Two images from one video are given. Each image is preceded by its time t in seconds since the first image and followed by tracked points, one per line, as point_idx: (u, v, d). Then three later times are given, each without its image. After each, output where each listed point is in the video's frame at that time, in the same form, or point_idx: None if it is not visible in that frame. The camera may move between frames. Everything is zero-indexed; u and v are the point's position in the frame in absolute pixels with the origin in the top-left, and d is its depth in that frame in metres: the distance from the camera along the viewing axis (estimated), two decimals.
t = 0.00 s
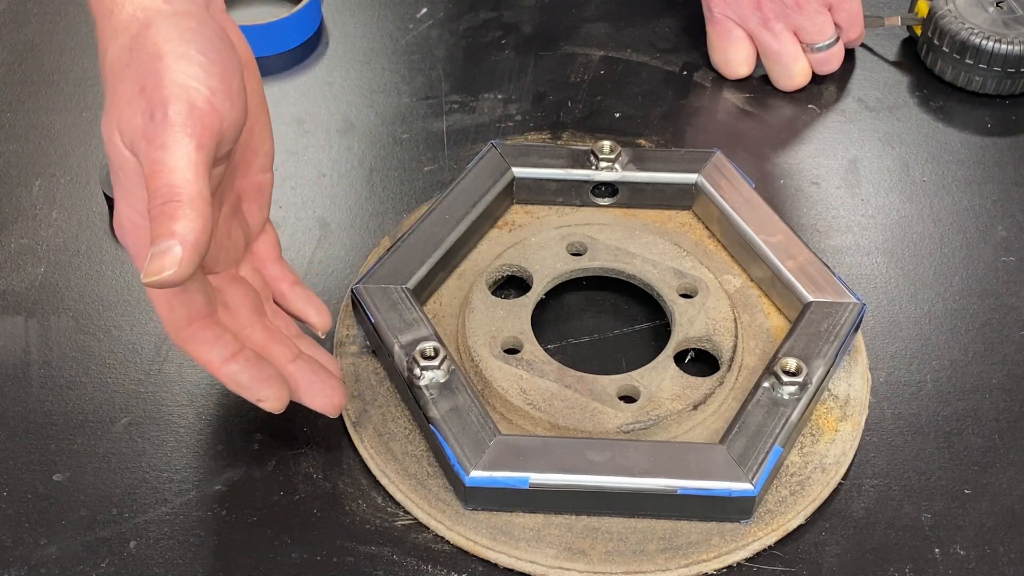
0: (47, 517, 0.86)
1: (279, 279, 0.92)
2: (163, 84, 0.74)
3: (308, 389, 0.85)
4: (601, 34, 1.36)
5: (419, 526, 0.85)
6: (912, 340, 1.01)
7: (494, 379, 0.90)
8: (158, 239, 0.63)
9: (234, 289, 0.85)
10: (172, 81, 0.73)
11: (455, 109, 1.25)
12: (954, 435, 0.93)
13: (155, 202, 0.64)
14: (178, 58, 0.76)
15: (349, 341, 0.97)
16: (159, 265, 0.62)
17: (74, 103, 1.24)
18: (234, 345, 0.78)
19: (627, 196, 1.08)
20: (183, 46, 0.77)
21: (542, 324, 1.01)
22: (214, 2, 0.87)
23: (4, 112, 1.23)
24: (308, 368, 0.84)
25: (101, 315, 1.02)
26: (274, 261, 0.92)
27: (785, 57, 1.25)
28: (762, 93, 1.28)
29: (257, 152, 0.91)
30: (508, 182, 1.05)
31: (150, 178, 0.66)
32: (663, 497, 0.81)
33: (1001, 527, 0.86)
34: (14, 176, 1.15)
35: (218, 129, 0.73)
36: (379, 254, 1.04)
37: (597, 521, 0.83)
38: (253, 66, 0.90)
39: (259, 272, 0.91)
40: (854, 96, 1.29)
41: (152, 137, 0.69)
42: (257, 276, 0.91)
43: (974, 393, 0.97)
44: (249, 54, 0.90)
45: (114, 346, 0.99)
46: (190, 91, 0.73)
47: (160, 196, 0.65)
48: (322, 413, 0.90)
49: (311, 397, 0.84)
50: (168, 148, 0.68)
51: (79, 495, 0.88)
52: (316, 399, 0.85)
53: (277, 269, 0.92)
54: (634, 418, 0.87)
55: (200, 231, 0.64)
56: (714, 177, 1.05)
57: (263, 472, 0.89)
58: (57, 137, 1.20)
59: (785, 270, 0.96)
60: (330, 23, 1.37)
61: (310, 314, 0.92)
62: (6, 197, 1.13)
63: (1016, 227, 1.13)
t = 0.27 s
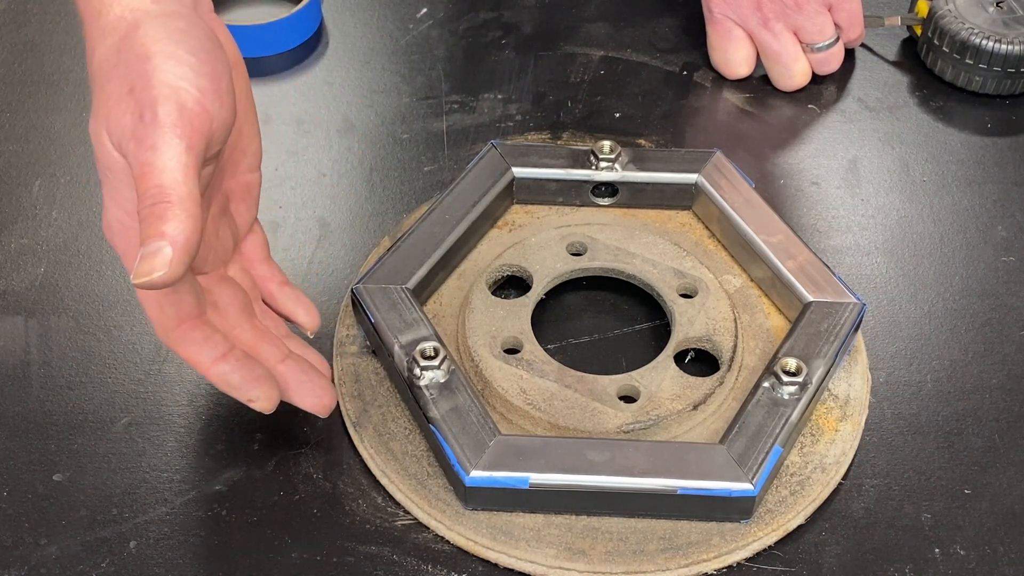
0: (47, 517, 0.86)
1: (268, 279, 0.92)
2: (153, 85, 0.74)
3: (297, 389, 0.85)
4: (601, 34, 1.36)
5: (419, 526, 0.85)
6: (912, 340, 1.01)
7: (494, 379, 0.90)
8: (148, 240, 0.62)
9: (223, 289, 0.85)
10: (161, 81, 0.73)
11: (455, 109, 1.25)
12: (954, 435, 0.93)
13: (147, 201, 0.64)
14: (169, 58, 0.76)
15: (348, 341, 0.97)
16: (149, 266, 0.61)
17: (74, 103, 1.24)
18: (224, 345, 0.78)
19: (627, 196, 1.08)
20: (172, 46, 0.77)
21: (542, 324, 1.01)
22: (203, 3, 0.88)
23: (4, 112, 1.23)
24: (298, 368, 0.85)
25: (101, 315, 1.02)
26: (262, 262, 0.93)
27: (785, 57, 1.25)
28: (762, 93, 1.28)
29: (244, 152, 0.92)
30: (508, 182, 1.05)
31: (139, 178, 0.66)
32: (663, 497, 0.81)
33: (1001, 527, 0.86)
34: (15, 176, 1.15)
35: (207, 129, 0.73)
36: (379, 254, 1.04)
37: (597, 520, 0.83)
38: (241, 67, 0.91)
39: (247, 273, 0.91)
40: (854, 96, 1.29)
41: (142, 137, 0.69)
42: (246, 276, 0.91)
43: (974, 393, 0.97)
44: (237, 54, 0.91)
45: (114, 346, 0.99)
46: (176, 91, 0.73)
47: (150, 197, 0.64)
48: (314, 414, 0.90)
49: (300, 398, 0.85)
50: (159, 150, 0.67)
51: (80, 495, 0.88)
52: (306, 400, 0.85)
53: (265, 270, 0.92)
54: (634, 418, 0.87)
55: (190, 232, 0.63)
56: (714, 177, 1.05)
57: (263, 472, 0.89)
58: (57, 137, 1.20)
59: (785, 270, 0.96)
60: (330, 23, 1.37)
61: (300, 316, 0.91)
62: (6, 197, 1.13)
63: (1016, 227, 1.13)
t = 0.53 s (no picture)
0: (47, 517, 0.86)
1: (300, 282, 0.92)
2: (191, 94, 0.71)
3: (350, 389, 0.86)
4: (601, 34, 1.36)
5: (419, 526, 0.85)
6: (913, 340, 1.01)
7: (494, 379, 0.90)
8: (263, 245, 0.60)
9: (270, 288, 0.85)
10: (252, 81, 0.70)
11: (455, 109, 1.25)
12: (954, 435, 0.93)
13: (260, 210, 0.62)
14: (193, 60, 0.72)
15: (348, 341, 0.97)
16: (271, 270, 0.60)
17: (74, 103, 1.24)
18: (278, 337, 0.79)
19: (627, 196, 1.08)
20: (196, 45, 0.73)
21: (542, 324, 1.01)
22: None
23: (4, 112, 1.23)
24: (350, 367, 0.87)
25: (101, 315, 1.02)
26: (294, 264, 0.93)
27: (785, 57, 1.25)
28: (762, 93, 1.28)
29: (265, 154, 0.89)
30: (508, 182, 1.05)
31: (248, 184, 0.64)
32: (663, 497, 0.81)
33: (1001, 527, 0.86)
34: (15, 176, 1.15)
35: (305, 129, 0.71)
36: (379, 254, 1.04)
37: (597, 520, 0.83)
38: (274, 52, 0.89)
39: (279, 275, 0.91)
40: (854, 96, 1.29)
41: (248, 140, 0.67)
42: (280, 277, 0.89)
43: (974, 393, 0.97)
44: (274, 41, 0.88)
45: (114, 346, 0.99)
46: (230, 93, 0.70)
47: (262, 203, 0.62)
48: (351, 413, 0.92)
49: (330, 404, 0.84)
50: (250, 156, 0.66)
51: (80, 495, 0.88)
52: (335, 404, 0.84)
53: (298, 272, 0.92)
54: (634, 418, 0.87)
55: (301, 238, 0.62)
56: (714, 177, 1.05)
57: (264, 472, 0.89)
58: (57, 137, 1.20)
59: (785, 270, 0.96)
60: (331, 23, 1.37)
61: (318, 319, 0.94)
62: (6, 197, 1.13)
63: (1016, 228, 1.13)
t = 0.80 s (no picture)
0: (47, 517, 0.86)
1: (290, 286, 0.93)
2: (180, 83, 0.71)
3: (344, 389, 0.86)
4: (601, 34, 1.36)
5: (419, 526, 0.85)
6: (913, 340, 1.01)
7: (494, 379, 0.90)
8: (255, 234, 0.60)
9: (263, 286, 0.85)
10: (241, 72, 0.69)
11: (455, 108, 1.25)
12: (954, 435, 0.93)
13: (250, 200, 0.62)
14: (182, 54, 0.72)
15: (349, 341, 0.97)
16: (264, 259, 0.59)
17: (74, 103, 1.24)
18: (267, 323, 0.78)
19: (627, 196, 1.08)
20: (187, 39, 0.73)
21: (542, 324, 1.01)
22: None
23: (4, 112, 1.23)
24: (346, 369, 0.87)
25: (101, 315, 1.02)
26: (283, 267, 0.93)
27: (785, 58, 1.25)
28: (762, 93, 1.28)
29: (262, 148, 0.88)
30: (508, 182, 1.05)
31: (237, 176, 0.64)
32: (663, 497, 0.81)
33: (1001, 527, 0.86)
34: (15, 176, 1.15)
35: (296, 119, 0.70)
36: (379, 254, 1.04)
37: (597, 520, 0.83)
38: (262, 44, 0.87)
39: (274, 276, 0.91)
40: (854, 96, 1.29)
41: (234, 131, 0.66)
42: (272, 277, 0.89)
43: (974, 393, 0.97)
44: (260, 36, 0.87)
45: (114, 346, 0.99)
46: (218, 80, 0.69)
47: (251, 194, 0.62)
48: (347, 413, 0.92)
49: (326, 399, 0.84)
50: (242, 144, 0.65)
51: (80, 495, 0.88)
52: (331, 400, 0.84)
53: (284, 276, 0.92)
54: (635, 418, 0.87)
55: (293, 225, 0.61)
56: (714, 177, 1.05)
57: (264, 472, 0.89)
58: (57, 137, 1.20)
59: (785, 270, 0.96)
60: (331, 23, 1.37)
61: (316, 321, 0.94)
62: (6, 197, 1.13)
63: (1017, 227, 1.13)
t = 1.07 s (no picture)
0: (47, 517, 0.86)
1: (290, 253, 0.87)
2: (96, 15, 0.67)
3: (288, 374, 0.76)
4: (602, 34, 1.36)
5: (419, 526, 0.85)
6: (913, 340, 1.01)
7: (494, 379, 0.90)
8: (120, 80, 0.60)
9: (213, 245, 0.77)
10: None
11: (455, 108, 1.25)
12: (954, 435, 0.93)
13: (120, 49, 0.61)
14: None
15: (348, 341, 0.97)
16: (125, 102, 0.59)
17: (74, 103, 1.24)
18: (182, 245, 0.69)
19: (627, 196, 1.08)
20: None
21: (542, 324, 1.01)
22: None
23: (4, 112, 1.23)
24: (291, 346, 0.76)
25: (101, 315, 1.02)
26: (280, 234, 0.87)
27: (785, 58, 1.25)
28: (762, 93, 1.28)
29: (238, 104, 0.85)
30: (508, 182, 1.05)
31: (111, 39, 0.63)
32: (663, 497, 0.81)
33: (1001, 527, 0.86)
34: (15, 176, 1.15)
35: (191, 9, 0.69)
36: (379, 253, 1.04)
37: (597, 520, 0.83)
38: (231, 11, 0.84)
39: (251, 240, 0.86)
40: (854, 96, 1.29)
41: None
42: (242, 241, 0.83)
43: (974, 394, 0.97)
44: None
45: (114, 346, 0.99)
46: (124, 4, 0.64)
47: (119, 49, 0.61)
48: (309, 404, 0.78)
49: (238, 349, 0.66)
50: (132, 53, 0.61)
51: (80, 495, 0.88)
52: (245, 348, 0.66)
53: (288, 244, 0.87)
54: (635, 418, 0.87)
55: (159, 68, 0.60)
56: (714, 177, 1.05)
57: (264, 471, 0.89)
58: (57, 137, 1.20)
59: (785, 270, 0.96)
60: (330, 23, 1.37)
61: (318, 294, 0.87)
62: (6, 197, 1.13)
63: (1016, 227, 1.13)
